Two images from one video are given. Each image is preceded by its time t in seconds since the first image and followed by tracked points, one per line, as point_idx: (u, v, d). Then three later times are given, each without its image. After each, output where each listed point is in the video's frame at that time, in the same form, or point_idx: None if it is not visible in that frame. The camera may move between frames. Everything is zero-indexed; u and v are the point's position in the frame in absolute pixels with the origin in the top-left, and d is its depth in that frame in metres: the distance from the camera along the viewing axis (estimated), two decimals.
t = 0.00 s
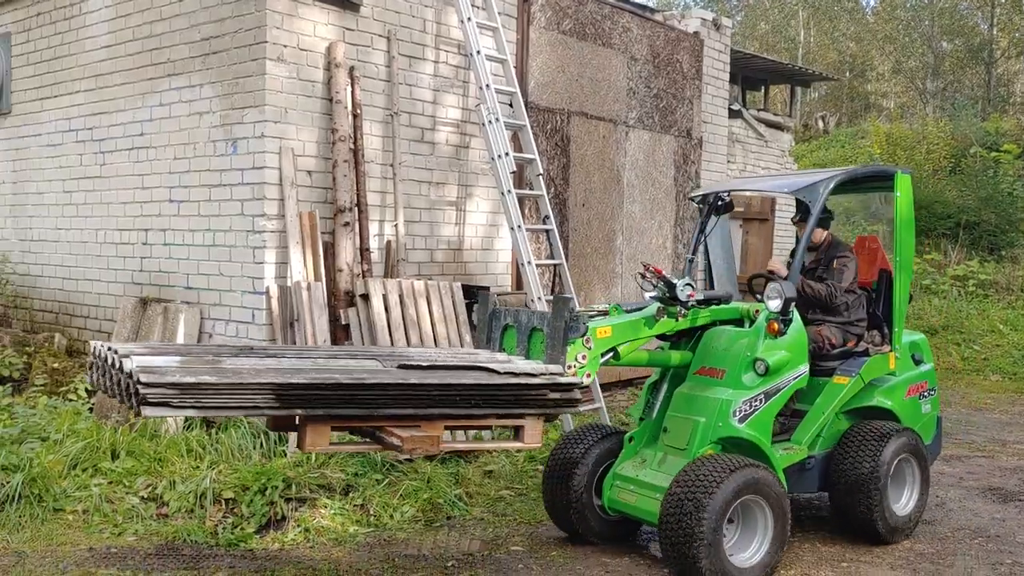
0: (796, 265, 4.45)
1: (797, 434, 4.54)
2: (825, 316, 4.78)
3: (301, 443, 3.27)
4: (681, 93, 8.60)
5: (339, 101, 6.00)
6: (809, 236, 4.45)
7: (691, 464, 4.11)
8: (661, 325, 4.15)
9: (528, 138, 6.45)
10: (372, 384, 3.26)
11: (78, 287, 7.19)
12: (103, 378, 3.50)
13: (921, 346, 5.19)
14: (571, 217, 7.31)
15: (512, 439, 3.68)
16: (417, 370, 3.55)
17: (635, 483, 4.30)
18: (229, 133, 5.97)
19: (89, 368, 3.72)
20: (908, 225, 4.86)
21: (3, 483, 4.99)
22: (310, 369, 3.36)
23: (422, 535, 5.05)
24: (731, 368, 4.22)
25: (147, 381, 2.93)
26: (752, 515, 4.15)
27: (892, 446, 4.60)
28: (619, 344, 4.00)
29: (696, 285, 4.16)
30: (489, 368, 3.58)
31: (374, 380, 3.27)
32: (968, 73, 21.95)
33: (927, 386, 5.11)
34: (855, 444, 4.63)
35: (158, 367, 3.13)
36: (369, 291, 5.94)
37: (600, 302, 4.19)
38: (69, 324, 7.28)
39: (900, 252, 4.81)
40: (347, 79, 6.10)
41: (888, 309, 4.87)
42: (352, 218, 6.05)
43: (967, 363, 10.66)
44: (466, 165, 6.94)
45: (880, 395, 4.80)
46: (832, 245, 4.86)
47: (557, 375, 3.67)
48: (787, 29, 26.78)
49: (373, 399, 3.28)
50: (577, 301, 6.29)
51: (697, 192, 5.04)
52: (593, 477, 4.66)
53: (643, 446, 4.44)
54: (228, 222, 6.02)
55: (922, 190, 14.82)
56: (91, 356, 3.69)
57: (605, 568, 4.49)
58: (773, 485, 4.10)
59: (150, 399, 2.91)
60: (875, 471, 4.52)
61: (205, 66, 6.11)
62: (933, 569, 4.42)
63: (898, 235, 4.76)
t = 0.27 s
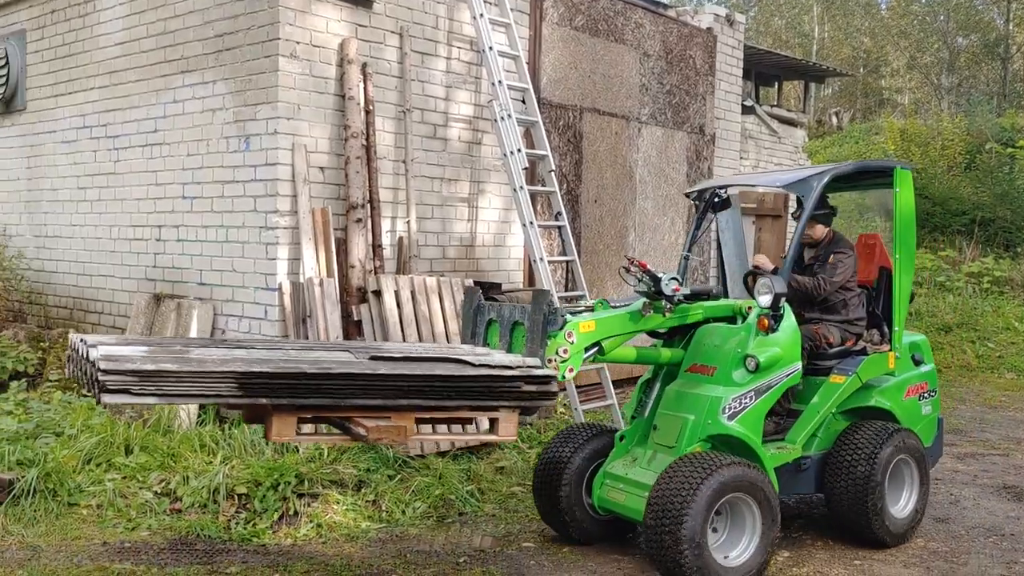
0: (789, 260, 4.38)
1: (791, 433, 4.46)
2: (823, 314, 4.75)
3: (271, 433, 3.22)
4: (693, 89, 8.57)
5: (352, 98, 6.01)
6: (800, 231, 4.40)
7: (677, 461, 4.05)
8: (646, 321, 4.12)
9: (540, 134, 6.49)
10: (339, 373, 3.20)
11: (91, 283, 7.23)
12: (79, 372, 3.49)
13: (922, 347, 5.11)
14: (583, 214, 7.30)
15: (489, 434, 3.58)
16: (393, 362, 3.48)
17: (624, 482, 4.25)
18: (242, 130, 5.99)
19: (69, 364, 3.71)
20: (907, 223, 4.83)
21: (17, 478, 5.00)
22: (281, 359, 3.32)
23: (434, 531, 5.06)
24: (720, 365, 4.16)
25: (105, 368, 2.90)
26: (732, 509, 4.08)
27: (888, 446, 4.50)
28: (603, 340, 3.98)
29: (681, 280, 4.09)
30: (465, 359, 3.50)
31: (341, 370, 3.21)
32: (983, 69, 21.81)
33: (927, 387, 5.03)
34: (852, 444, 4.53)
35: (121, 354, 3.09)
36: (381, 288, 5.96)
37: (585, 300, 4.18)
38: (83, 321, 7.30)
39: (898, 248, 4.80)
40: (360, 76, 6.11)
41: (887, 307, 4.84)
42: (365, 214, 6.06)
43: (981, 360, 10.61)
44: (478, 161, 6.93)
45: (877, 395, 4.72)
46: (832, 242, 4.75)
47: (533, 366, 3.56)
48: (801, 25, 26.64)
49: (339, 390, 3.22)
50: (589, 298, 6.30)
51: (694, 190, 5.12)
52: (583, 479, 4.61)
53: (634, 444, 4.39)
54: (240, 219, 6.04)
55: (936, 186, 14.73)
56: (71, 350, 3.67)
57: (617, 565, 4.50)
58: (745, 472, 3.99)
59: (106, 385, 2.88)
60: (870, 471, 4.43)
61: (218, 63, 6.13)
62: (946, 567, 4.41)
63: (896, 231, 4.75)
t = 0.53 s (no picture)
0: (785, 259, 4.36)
1: (790, 434, 4.39)
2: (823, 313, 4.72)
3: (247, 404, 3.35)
4: (709, 85, 8.55)
5: (367, 95, 6.02)
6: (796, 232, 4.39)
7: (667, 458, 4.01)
8: (638, 315, 4.11)
9: (555, 131, 6.50)
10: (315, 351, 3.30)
11: (110, 280, 7.28)
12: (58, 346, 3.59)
13: (927, 350, 5.05)
14: (598, 211, 7.29)
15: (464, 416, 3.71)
16: (372, 344, 3.60)
17: (617, 479, 4.21)
18: (258, 127, 6.02)
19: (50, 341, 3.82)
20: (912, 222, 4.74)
21: (37, 472, 5.06)
22: (257, 337, 3.43)
23: (449, 527, 5.07)
24: (716, 363, 4.13)
25: (81, 337, 3.00)
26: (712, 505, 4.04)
27: (890, 449, 4.44)
28: (595, 332, 3.97)
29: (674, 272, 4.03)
30: (444, 346, 3.62)
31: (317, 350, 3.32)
32: (1002, 65, 21.62)
33: (933, 391, 4.98)
34: (851, 446, 4.48)
35: (100, 326, 3.21)
36: (396, 284, 5.94)
37: (578, 295, 4.19)
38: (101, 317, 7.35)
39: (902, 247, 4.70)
40: (375, 73, 6.12)
41: (891, 308, 4.76)
42: (380, 211, 6.07)
43: (999, 359, 10.53)
44: (493, 158, 6.94)
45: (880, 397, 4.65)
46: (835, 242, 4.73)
47: (514, 353, 3.68)
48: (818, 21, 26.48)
49: (316, 368, 3.33)
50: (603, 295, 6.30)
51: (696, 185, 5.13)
52: (576, 474, 4.60)
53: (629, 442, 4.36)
54: (257, 216, 6.06)
55: (954, 183, 14.62)
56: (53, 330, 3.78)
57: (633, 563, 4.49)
58: (717, 471, 3.90)
59: (82, 355, 2.97)
60: (870, 474, 4.36)
61: (235, 60, 6.16)
62: (963, 567, 4.38)
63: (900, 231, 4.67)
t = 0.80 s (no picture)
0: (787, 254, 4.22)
1: (791, 435, 4.30)
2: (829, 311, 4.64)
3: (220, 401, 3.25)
4: (730, 82, 8.50)
5: (387, 92, 6.03)
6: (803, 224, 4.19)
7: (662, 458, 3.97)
8: (633, 313, 3.99)
9: (575, 129, 6.45)
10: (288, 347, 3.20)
11: (131, 277, 7.34)
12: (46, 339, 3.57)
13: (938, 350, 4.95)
14: (618, 209, 7.27)
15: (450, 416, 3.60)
16: (356, 340, 3.50)
17: (614, 479, 4.17)
18: (279, 124, 6.04)
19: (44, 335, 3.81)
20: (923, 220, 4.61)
21: (60, 467, 5.10)
22: (236, 332, 3.35)
23: (468, 524, 5.08)
24: (713, 362, 4.07)
25: (50, 332, 2.95)
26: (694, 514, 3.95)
27: (895, 451, 4.34)
28: (587, 329, 3.88)
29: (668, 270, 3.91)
30: (426, 342, 3.50)
31: (293, 346, 3.23)
32: None
33: (943, 392, 4.88)
34: (854, 449, 4.38)
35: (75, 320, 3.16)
36: (416, 281, 5.95)
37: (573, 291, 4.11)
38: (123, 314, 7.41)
39: (911, 245, 4.57)
40: (395, 71, 6.13)
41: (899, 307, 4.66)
42: (400, 208, 6.09)
43: None
44: (512, 155, 6.94)
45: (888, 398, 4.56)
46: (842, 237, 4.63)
47: (499, 351, 3.56)
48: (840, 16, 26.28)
49: (293, 364, 3.24)
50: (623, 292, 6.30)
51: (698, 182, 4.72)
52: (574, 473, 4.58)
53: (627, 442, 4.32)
54: (278, 213, 6.09)
55: (978, 180, 14.48)
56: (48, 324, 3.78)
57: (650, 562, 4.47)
58: (688, 483, 3.79)
59: (51, 349, 2.92)
60: (874, 477, 4.27)
61: (256, 58, 6.18)
62: (985, 568, 4.34)
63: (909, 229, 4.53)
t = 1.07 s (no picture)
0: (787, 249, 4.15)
1: (793, 438, 4.22)
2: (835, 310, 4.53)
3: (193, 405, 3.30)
4: (753, 79, 8.46)
5: (409, 90, 6.04)
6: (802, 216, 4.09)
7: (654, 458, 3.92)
8: (625, 313, 3.96)
9: (598, 126, 6.47)
10: (258, 349, 3.22)
11: (155, 274, 7.40)
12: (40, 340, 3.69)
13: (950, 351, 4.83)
14: (640, 206, 7.25)
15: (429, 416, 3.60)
16: (333, 339, 3.51)
17: (609, 481, 4.11)
18: (302, 122, 6.07)
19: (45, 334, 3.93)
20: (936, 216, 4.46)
21: (85, 462, 5.15)
22: (211, 332, 3.39)
23: (488, 522, 5.08)
24: (710, 364, 4.02)
25: (21, 334, 3.05)
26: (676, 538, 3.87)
27: (901, 455, 4.23)
28: (576, 328, 3.87)
29: (659, 269, 3.86)
30: (405, 342, 3.49)
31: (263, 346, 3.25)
32: None
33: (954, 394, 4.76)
34: (858, 451, 4.28)
35: (51, 322, 3.26)
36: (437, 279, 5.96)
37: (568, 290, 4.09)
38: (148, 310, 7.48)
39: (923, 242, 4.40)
40: (417, 69, 6.14)
41: (909, 306, 4.49)
42: (421, 206, 6.10)
43: None
44: (534, 153, 6.93)
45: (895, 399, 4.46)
46: (849, 233, 4.57)
47: (478, 351, 3.54)
48: (864, 12, 26.06)
49: (264, 365, 3.26)
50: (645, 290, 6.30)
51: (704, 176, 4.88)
52: (571, 474, 4.54)
53: (625, 443, 4.28)
54: (300, 210, 6.12)
55: (1005, 177, 14.32)
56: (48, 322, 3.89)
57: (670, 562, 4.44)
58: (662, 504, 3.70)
59: (22, 351, 3.02)
60: (878, 480, 4.17)
61: (279, 56, 6.21)
62: (1012, 569, 4.29)
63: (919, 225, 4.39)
